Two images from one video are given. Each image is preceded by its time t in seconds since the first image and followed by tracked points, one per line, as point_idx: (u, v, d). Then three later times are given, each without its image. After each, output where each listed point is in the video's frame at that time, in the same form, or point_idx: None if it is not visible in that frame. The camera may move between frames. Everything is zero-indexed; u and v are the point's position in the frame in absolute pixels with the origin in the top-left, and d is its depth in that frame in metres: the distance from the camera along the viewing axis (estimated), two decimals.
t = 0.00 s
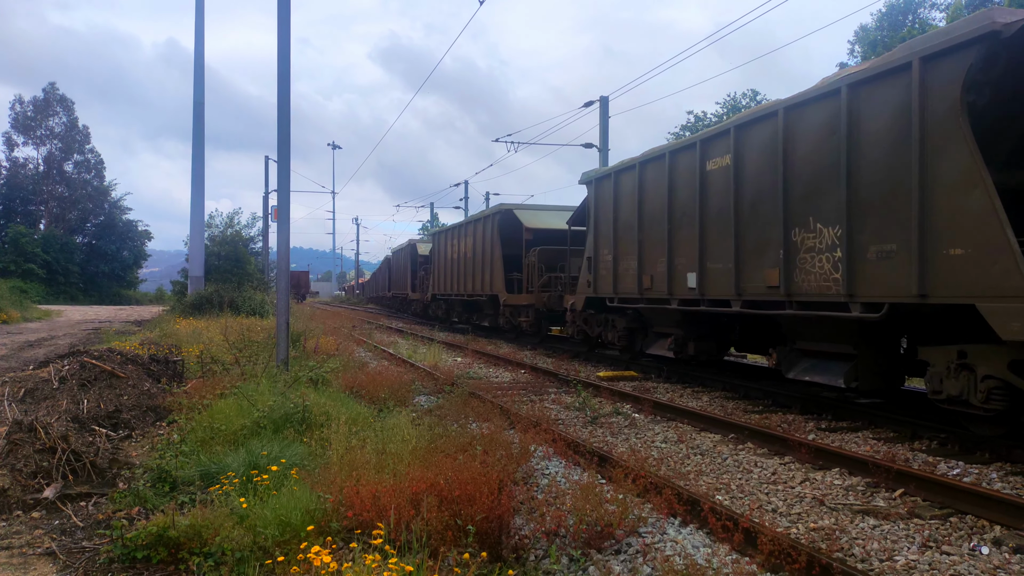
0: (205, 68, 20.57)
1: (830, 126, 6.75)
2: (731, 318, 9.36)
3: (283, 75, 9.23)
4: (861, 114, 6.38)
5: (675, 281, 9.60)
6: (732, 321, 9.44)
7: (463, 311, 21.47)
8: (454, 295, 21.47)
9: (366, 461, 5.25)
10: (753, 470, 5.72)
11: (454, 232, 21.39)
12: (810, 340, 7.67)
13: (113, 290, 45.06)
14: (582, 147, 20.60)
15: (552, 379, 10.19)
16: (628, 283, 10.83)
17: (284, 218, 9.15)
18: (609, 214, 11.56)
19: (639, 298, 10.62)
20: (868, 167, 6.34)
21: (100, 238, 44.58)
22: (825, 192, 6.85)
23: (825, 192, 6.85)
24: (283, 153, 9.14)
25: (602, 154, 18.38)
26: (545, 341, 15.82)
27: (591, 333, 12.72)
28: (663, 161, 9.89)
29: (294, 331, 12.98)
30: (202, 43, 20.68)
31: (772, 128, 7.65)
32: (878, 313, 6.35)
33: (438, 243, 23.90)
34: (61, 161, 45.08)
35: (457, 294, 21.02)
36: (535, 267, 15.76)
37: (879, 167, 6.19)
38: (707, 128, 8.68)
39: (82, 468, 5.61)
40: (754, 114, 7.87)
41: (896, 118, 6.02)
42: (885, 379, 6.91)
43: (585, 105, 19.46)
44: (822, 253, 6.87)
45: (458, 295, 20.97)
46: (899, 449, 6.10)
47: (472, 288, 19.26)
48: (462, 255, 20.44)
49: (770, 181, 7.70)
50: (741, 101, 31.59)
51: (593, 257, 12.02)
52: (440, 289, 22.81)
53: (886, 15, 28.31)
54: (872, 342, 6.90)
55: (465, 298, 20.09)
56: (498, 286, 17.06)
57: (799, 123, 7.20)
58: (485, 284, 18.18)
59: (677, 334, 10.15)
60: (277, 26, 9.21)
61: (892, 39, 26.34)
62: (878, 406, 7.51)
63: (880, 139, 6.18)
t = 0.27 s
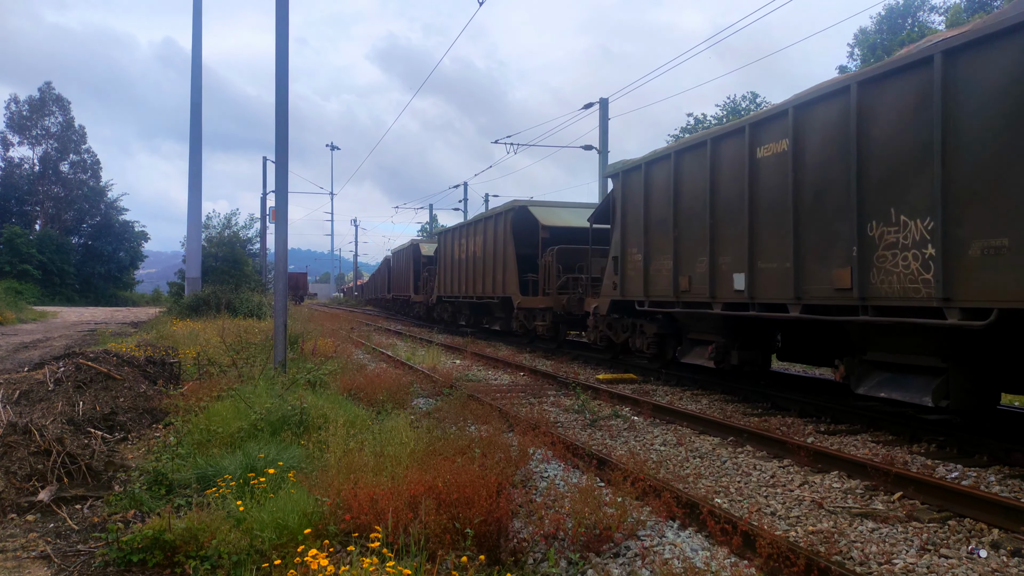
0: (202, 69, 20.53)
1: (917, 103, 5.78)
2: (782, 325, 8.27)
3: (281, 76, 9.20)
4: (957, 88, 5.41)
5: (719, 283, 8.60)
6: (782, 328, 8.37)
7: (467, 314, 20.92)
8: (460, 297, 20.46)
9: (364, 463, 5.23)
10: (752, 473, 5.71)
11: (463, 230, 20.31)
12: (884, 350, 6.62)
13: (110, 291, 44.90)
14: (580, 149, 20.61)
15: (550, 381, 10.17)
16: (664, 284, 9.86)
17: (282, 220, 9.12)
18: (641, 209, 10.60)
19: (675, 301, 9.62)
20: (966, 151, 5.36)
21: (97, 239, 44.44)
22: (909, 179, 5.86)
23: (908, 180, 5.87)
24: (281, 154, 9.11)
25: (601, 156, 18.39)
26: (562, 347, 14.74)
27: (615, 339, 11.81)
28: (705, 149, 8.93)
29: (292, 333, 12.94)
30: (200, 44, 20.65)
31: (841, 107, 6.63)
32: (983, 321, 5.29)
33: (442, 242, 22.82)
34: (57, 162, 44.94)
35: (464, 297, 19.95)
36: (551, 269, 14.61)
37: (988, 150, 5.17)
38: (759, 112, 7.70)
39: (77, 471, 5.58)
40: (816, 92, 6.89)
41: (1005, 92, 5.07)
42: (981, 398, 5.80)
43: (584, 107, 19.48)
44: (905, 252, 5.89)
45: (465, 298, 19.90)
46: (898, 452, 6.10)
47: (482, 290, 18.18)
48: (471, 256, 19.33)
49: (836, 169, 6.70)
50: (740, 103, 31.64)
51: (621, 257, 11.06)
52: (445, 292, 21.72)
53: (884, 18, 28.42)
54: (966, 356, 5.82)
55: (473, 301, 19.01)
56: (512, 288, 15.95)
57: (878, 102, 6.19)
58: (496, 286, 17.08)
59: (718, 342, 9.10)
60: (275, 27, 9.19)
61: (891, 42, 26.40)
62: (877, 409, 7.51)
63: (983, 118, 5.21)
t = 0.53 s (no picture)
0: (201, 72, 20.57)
1: None
2: (845, 331, 7.23)
3: (279, 79, 9.23)
4: None
5: (770, 284, 7.58)
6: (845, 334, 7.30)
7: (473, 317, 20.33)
8: (469, 301, 19.51)
9: (361, 465, 5.24)
10: (748, 475, 5.73)
11: (472, 230, 19.31)
12: (978, 364, 5.61)
13: (108, 294, 44.85)
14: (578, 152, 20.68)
15: (547, 383, 10.18)
16: (700, 285, 8.86)
17: (279, 223, 9.14)
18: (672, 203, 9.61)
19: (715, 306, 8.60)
20: None
21: (95, 241, 44.43)
22: (1022, 157, 4.90)
23: None
24: (279, 157, 9.13)
25: (598, 159, 18.44)
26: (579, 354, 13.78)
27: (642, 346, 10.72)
28: (750, 134, 7.94)
29: (290, 335, 12.94)
30: (199, 46, 20.68)
31: (931, 77, 5.61)
32: None
33: (448, 243, 21.86)
34: (56, 165, 44.94)
35: (473, 299, 18.96)
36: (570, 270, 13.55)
37: None
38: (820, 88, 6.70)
39: (75, 473, 5.59)
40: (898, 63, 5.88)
41: None
42: None
43: (581, 110, 19.54)
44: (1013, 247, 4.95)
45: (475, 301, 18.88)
46: (893, 454, 6.12)
47: (493, 292, 17.16)
48: (480, 256, 18.32)
49: (925, 152, 5.70)
50: (736, 106, 31.75)
51: (648, 255, 10.07)
52: (453, 294, 20.75)
53: (880, 22, 28.56)
54: None
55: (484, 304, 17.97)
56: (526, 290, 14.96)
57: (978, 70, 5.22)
58: (509, 288, 16.07)
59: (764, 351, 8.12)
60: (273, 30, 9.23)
61: (886, 45, 26.53)
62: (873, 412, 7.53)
63: None
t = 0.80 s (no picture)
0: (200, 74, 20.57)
1: None
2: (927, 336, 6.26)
3: (279, 80, 9.24)
4: None
5: (839, 283, 6.60)
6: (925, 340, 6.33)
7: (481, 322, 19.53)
8: (479, 302, 18.48)
9: (359, 466, 5.25)
10: (746, 476, 5.74)
11: (482, 226, 18.25)
12: None
13: (106, 295, 44.78)
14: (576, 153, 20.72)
15: (546, 384, 10.19)
16: (749, 284, 7.88)
17: (278, 224, 9.15)
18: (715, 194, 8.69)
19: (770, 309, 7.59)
20: None
21: (93, 243, 44.39)
22: None
23: None
24: (278, 159, 9.14)
25: (597, 160, 18.47)
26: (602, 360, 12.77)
27: (680, 352, 9.68)
28: (818, 111, 6.91)
29: (288, 337, 12.94)
30: (198, 48, 20.69)
31: None
32: None
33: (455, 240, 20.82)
34: (54, 166, 44.90)
35: (483, 300, 17.89)
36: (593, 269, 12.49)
37: None
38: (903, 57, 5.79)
39: (74, 474, 5.58)
40: (1002, 23, 4.97)
41: None
42: None
43: (579, 112, 19.59)
44: None
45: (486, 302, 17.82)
46: (891, 455, 6.14)
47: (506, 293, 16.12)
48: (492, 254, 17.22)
49: None
50: (734, 108, 31.83)
51: (686, 252, 9.15)
52: (461, 295, 19.71)
53: (877, 23, 28.64)
54: None
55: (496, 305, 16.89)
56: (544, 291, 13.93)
57: None
58: (524, 288, 15.04)
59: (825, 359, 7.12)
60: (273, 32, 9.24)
61: (883, 48, 26.59)
62: (871, 413, 7.55)
63: None
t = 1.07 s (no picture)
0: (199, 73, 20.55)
1: None
2: None
3: (277, 79, 9.24)
4: None
5: (933, 279, 5.70)
6: None
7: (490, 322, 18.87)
8: (492, 301, 17.72)
9: (358, 465, 5.25)
10: (744, 474, 5.75)
11: (495, 221, 17.48)
12: None
13: (104, 294, 44.70)
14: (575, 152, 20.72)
15: (545, 383, 10.20)
16: (812, 282, 7.04)
17: (277, 223, 9.14)
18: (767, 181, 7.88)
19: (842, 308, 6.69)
20: None
21: (91, 241, 44.34)
22: None
23: None
24: (277, 157, 9.14)
25: (596, 159, 18.47)
26: (628, 365, 11.82)
27: (725, 357, 8.75)
28: (902, 80, 6.03)
29: (287, 335, 12.94)
30: (196, 46, 20.65)
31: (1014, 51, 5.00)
32: None
33: (464, 236, 20.05)
34: (52, 164, 44.82)
35: (497, 299, 17.15)
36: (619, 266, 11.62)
37: None
38: (1018, 8, 4.89)
39: (73, 473, 5.59)
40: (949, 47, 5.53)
41: None
42: None
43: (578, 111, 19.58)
44: None
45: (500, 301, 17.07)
46: (889, 453, 6.15)
47: (523, 292, 15.40)
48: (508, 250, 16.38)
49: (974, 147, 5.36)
50: (733, 106, 31.83)
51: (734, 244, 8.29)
52: (472, 294, 18.94)
53: (877, 22, 28.64)
54: None
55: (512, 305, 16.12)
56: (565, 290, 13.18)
57: None
58: (543, 286, 14.30)
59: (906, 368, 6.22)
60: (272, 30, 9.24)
61: (882, 46, 26.58)
62: (869, 411, 7.57)
63: None
